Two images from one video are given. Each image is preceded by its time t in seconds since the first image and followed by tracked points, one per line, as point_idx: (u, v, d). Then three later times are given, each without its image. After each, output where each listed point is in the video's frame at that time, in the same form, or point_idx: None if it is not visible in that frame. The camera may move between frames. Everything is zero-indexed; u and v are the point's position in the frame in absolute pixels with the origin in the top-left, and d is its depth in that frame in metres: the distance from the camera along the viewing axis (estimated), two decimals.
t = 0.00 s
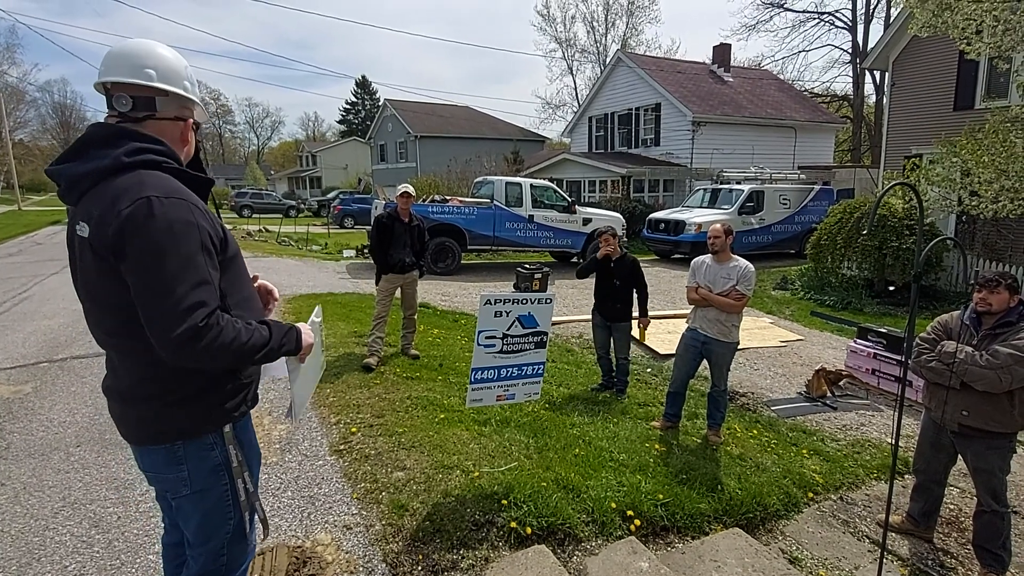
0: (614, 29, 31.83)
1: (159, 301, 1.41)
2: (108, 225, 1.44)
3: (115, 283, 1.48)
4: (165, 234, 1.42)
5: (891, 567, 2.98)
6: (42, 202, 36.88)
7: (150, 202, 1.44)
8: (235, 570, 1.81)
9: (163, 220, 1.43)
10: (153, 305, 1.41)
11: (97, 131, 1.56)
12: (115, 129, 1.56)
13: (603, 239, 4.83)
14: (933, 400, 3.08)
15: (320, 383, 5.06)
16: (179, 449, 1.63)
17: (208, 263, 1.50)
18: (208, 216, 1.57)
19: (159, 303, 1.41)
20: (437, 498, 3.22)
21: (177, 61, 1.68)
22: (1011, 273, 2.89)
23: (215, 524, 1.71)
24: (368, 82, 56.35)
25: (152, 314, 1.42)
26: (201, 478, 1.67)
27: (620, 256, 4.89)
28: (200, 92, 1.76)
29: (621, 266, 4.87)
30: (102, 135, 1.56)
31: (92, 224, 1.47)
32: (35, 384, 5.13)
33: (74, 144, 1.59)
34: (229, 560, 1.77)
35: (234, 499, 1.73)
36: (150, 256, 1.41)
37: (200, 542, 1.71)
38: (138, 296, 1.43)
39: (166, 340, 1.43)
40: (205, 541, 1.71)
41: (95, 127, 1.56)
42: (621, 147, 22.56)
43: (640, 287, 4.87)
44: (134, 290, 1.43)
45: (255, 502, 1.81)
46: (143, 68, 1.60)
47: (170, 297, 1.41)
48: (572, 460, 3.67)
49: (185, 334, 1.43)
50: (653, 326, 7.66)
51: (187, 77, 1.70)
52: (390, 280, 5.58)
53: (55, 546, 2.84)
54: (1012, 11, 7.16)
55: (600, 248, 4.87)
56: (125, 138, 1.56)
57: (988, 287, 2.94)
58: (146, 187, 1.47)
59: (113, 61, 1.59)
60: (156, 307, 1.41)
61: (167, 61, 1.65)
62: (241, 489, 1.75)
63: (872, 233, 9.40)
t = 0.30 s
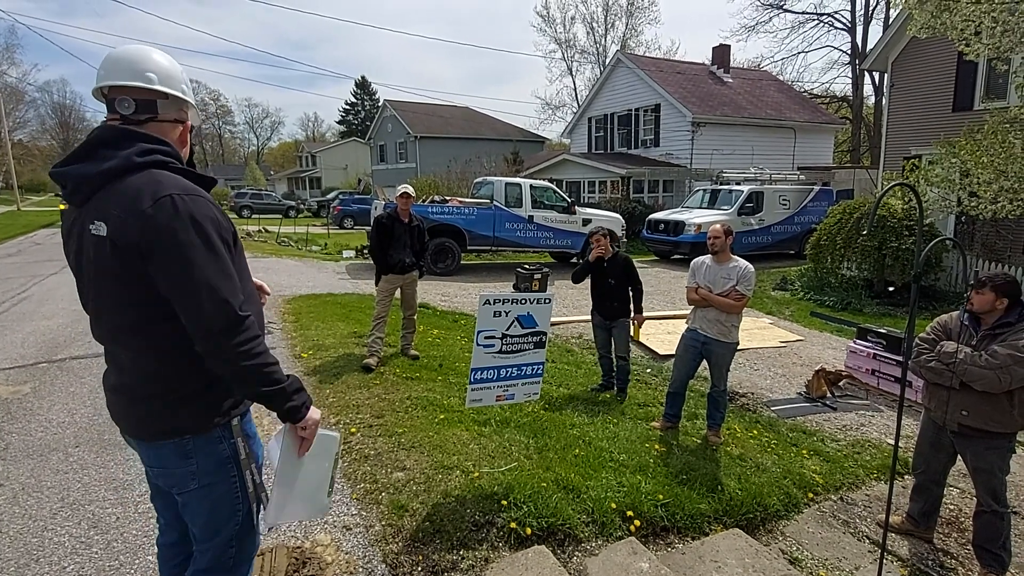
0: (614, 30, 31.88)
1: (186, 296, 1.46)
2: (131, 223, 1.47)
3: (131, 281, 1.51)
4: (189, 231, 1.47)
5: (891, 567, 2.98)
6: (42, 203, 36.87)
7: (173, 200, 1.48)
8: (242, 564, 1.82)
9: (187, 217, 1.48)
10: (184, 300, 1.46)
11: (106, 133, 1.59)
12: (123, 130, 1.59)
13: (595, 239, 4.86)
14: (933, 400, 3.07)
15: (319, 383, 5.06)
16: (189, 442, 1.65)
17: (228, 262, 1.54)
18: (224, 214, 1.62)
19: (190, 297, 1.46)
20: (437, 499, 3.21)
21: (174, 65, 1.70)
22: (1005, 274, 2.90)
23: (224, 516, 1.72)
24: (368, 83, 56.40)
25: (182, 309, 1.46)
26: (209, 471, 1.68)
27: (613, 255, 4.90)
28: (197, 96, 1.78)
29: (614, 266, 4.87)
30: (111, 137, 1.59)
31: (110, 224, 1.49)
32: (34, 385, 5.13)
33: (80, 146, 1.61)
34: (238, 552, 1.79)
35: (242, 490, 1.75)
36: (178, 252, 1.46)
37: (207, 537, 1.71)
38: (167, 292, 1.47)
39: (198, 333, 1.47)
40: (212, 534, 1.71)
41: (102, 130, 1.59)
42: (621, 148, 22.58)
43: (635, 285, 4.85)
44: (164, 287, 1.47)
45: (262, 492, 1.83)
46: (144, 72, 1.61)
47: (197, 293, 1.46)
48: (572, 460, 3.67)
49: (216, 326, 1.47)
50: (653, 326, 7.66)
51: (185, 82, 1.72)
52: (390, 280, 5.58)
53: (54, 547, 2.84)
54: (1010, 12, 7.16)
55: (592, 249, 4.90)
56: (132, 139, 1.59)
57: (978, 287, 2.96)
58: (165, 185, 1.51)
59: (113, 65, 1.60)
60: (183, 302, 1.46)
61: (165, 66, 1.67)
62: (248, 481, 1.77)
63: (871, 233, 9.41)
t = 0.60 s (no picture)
0: (614, 31, 31.91)
1: (180, 294, 1.45)
2: (129, 221, 1.47)
3: (130, 279, 1.51)
4: (186, 230, 1.47)
5: (889, 567, 2.98)
6: (41, 203, 36.86)
7: (169, 199, 1.49)
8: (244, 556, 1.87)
9: (183, 215, 1.48)
10: (178, 298, 1.46)
11: (107, 134, 1.60)
12: (124, 132, 1.60)
13: (595, 238, 4.86)
14: (928, 400, 3.07)
15: (319, 383, 5.06)
16: (189, 438, 1.67)
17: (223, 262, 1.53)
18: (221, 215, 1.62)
19: (184, 295, 1.45)
20: (436, 499, 3.22)
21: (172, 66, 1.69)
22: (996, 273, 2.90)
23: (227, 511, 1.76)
24: (368, 84, 56.43)
25: (177, 308, 1.46)
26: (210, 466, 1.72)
27: (611, 255, 4.90)
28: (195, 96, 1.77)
29: (612, 266, 4.87)
30: (114, 137, 1.60)
31: (109, 222, 1.50)
32: (33, 384, 5.13)
33: (82, 145, 1.62)
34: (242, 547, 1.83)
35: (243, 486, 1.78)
36: (174, 251, 1.46)
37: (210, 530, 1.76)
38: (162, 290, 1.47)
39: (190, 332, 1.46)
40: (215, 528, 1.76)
41: (103, 130, 1.60)
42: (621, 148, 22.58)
43: (631, 285, 4.84)
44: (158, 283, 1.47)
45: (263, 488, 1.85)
46: (143, 75, 1.61)
47: (190, 292, 1.45)
48: (571, 460, 3.67)
49: (206, 326, 1.46)
50: (653, 326, 7.68)
51: (183, 83, 1.72)
52: (389, 280, 5.58)
53: (52, 547, 2.83)
54: (1009, 13, 7.16)
55: (591, 249, 4.90)
56: (133, 140, 1.60)
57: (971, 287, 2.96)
58: (163, 184, 1.52)
59: (111, 67, 1.59)
60: (177, 300, 1.46)
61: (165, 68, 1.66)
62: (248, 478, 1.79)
63: (870, 234, 9.44)
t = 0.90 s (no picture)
0: (613, 31, 31.93)
1: (145, 300, 1.41)
2: (97, 223, 1.45)
3: (107, 281, 1.50)
4: (148, 233, 1.42)
5: (889, 568, 2.99)
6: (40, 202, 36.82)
7: (133, 201, 1.44)
8: (243, 558, 1.84)
9: (147, 218, 1.43)
10: (140, 303, 1.42)
11: (95, 137, 1.60)
12: (109, 134, 1.60)
13: (595, 237, 4.84)
14: (915, 397, 3.08)
15: (318, 383, 5.05)
16: (176, 441, 1.66)
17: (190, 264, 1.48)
18: (196, 214, 1.56)
19: (147, 300, 1.42)
20: (436, 499, 3.21)
21: (149, 62, 1.65)
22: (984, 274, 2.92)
23: (217, 515, 1.74)
24: (368, 84, 56.43)
25: (140, 314, 1.43)
26: (197, 471, 1.69)
27: (611, 255, 4.90)
28: (184, 89, 1.70)
29: (611, 266, 4.87)
30: (100, 140, 1.60)
31: (85, 223, 1.49)
32: (32, 384, 5.12)
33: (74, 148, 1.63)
34: (238, 549, 1.81)
35: (231, 491, 1.75)
36: (135, 255, 1.41)
37: (205, 534, 1.75)
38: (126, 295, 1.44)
39: (152, 338, 1.44)
40: (209, 532, 1.74)
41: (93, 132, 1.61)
42: (620, 149, 22.60)
43: (630, 286, 4.84)
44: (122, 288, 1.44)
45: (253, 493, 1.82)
46: (111, 76, 1.61)
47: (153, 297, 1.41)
48: (571, 460, 3.67)
49: (169, 332, 1.43)
50: (653, 326, 7.68)
51: (160, 75, 1.65)
52: (389, 280, 5.57)
53: (51, 547, 2.83)
54: (1009, 13, 7.17)
55: (592, 248, 4.89)
56: (118, 142, 1.59)
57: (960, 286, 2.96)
58: (132, 187, 1.47)
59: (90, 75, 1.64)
60: (142, 305, 1.42)
61: (138, 65, 1.63)
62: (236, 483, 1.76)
63: (870, 234, 9.46)
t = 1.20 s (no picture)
0: (614, 32, 31.93)
1: (114, 304, 1.41)
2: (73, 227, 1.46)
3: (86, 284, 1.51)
4: (118, 237, 1.42)
5: (889, 568, 2.98)
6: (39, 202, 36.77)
7: (106, 206, 1.44)
8: (241, 559, 1.83)
9: (118, 224, 1.43)
10: (107, 306, 1.42)
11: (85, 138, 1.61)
12: (100, 135, 1.60)
13: (595, 237, 4.83)
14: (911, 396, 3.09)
15: (318, 383, 5.05)
16: (162, 443, 1.66)
17: (161, 268, 1.47)
18: (174, 220, 1.55)
19: (113, 303, 1.41)
20: (436, 499, 3.21)
21: (141, 62, 1.65)
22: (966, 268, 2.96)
23: (209, 517, 1.73)
24: (368, 84, 56.42)
25: (107, 316, 1.43)
26: (184, 473, 1.69)
27: (611, 256, 4.90)
28: (178, 88, 1.69)
29: (612, 267, 4.87)
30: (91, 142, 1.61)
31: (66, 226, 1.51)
32: (31, 384, 5.11)
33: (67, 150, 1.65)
34: (234, 551, 1.80)
35: (219, 494, 1.73)
36: (102, 259, 1.41)
37: (201, 535, 1.75)
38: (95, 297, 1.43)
39: (119, 340, 1.43)
40: (203, 533, 1.74)
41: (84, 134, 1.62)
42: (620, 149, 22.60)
43: (630, 287, 4.83)
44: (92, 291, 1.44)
45: (241, 496, 1.79)
46: (103, 78, 1.63)
47: (122, 301, 1.41)
48: (571, 461, 3.67)
49: (134, 334, 1.42)
50: (653, 327, 7.67)
51: (153, 76, 1.65)
52: (389, 280, 5.57)
53: (51, 547, 2.83)
54: (1009, 14, 7.17)
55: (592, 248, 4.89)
56: (108, 144, 1.59)
57: (949, 282, 2.97)
58: (107, 192, 1.48)
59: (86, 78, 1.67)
60: (111, 309, 1.41)
61: (130, 66, 1.63)
62: (224, 486, 1.74)
63: (870, 235, 9.46)
